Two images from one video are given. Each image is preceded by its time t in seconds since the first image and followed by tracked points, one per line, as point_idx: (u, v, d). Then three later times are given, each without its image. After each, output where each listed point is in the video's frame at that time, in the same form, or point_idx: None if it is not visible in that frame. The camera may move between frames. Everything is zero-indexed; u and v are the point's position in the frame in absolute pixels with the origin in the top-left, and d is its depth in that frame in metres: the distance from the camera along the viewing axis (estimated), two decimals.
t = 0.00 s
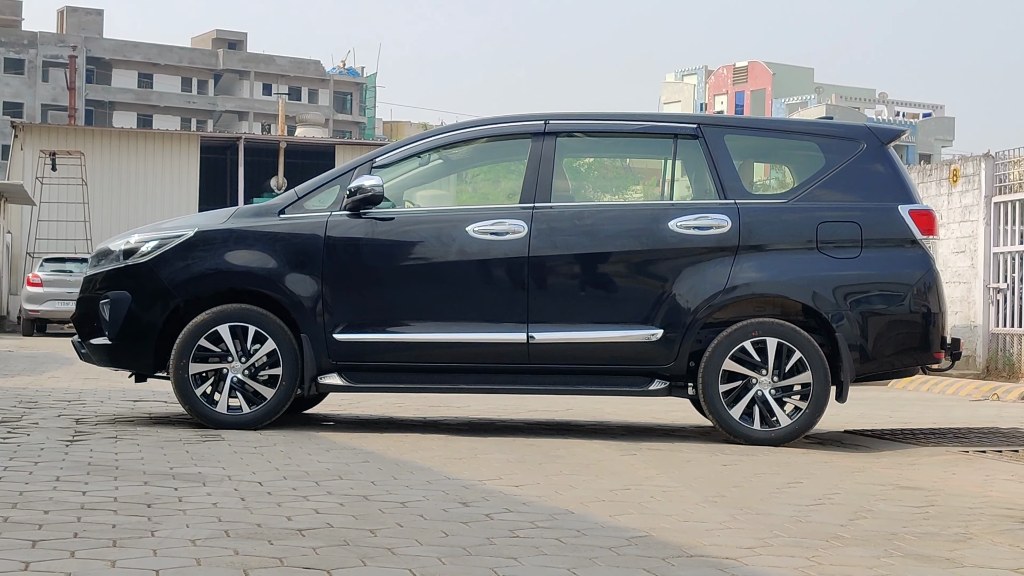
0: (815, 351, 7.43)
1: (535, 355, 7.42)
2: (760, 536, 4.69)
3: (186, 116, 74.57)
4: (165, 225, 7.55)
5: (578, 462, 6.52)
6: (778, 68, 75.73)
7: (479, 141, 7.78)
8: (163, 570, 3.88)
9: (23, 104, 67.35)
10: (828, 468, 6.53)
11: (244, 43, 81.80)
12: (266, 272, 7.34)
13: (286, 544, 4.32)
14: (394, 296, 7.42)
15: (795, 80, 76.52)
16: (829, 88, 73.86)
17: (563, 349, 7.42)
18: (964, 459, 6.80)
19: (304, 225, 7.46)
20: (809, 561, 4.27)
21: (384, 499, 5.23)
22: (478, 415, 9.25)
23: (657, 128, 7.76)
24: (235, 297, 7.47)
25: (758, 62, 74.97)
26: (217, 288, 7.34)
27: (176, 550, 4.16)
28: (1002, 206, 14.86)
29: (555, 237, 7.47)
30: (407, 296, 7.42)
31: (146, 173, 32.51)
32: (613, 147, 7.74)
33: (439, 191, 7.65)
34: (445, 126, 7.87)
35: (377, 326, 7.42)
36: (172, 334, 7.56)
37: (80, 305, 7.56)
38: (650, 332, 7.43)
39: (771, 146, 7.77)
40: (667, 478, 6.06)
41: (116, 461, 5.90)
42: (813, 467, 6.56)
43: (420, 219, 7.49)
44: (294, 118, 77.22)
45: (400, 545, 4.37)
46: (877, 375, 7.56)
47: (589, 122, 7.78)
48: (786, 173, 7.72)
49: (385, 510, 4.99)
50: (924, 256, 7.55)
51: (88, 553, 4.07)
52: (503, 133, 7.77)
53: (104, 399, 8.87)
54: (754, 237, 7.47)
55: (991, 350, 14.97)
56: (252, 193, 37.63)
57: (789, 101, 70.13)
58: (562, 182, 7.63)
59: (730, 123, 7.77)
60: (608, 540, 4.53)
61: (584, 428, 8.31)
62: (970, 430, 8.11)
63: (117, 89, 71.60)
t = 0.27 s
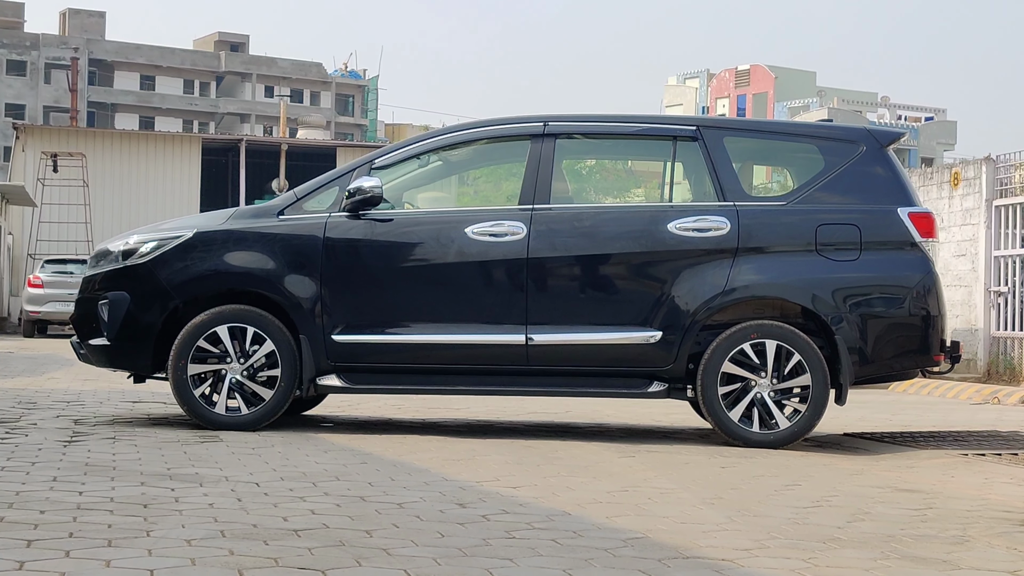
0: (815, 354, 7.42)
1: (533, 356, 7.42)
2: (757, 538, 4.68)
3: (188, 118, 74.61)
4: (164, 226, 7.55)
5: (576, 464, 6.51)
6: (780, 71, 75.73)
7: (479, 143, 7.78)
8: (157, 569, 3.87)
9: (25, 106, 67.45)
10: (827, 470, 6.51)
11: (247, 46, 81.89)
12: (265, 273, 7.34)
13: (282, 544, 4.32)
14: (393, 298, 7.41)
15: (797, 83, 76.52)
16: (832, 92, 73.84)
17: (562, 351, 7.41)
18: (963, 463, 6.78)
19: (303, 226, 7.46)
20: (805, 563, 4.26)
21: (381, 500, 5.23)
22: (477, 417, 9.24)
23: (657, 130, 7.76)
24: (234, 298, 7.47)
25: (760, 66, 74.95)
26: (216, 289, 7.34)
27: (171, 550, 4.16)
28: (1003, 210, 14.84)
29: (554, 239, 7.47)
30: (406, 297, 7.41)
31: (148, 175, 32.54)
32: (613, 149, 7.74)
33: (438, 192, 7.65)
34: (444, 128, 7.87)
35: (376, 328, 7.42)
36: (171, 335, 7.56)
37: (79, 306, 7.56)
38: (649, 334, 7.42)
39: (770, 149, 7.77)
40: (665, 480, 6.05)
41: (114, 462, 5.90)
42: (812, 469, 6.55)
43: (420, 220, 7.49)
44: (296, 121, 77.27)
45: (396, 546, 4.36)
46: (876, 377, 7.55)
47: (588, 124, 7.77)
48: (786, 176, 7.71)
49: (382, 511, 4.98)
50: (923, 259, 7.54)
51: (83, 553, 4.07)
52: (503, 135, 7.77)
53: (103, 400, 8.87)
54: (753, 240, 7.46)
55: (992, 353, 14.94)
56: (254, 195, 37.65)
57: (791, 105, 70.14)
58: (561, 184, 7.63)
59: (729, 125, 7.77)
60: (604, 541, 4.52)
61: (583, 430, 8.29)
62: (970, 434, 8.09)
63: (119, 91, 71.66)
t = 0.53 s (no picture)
0: (815, 356, 7.40)
1: (533, 358, 7.40)
2: (754, 540, 4.67)
3: (192, 120, 74.68)
4: (164, 227, 7.55)
5: (575, 466, 6.50)
6: (784, 75, 75.71)
7: (479, 144, 7.78)
8: (153, 570, 3.86)
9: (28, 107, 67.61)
10: (826, 473, 6.50)
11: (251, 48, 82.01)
12: (265, 274, 7.34)
13: (278, 545, 4.31)
14: (392, 299, 7.41)
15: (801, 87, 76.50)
16: (836, 95, 73.80)
17: (562, 353, 7.40)
18: (964, 465, 6.77)
19: (303, 228, 7.46)
20: (803, 565, 4.25)
21: (378, 501, 5.22)
22: (478, 419, 9.23)
23: (657, 132, 7.75)
24: (234, 300, 7.47)
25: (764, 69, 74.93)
26: (216, 290, 7.34)
27: (167, 550, 4.15)
28: (1006, 213, 14.83)
29: (554, 240, 7.46)
30: (405, 299, 7.41)
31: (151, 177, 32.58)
32: (613, 150, 7.73)
33: (439, 194, 7.64)
34: (444, 130, 7.87)
35: (375, 329, 7.41)
36: (171, 336, 7.55)
37: (78, 307, 7.55)
38: (648, 337, 7.41)
39: (771, 151, 7.76)
40: (663, 482, 6.04)
41: (112, 462, 5.89)
42: (812, 472, 6.54)
43: (419, 222, 7.49)
44: (299, 123, 77.34)
45: (392, 547, 4.35)
46: (877, 380, 7.53)
47: (589, 126, 7.77)
48: (786, 178, 7.70)
49: (379, 512, 4.98)
50: (924, 261, 7.53)
51: (78, 553, 4.06)
52: (503, 137, 7.76)
53: (103, 401, 8.87)
54: (753, 242, 7.45)
55: (994, 357, 14.91)
56: (257, 198, 37.69)
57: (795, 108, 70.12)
58: (561, 187, 7.62)
59: (730, 127, 7.76)
60: (601, 543, 4.52)
61: (583, 432, 8.28)
62: (971, 437, 8.08)
63: (123, 93, 71.73)
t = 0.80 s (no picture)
0: (815, 361, 7.39)
1: (533, 361, 7.40)
2: (751, 543, 4.67)
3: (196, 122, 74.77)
4: (164, 228, 7.56)
5: (574, 469, 6.50)
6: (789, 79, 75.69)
7: (479, 147, 7.78)
8: (147, 570, 3.86)
9: (32, 109, 67.77)
10: (825, 477, 6.49)
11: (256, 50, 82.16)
12: (265, 276, 7.35)
13: (273, 545, 4.31)
14: (392, 302, 7.41)
15: (806, 91, 76.48)
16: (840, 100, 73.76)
17: (561, 356, 7.40)
18: (963, 470, 6.75)
19: (303, 230, 7.46)
20: (798, 568, 4.25)
21: (375, 503, 5.22)
22: (478, 422, 9.23)
23: (658, 135, 7.75)
24: (234, 301, 7.48)
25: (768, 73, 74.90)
26: (216, 291, 7.34)
27: (162, 551, 4.15)
28: (1008, 218, 14.81)
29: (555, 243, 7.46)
30: (405, 301, 7.41)
31: (155, 179, 32.63)
32: (613, 154, 7.73)
33: (439, 196, 7.64)
34: (445, 132, 7.88)
35: (375, 331, 7.41)
36: (171, 338, 7.56)
37: (78, 308, 7.56)
38: (648, 340, 7.41)
39: (771, 154, 7.76)
40: (661, 486, 6.03)
41: (111, 463, 5.90)
42: (810, 476, 6.53)
43: (419, 224, 7.49)
44: (304, 126, 77.43)
45: (387, 548, 4.35)
46: (877, 384, 7.52)
47: (589, 129, 7.77)
48: (787, 182, 7.70)
49: (376, 514, 4.98)
50: (924, 266, 7.51)
51: (74, 553, 4.06)
52: (503, 139, 7.76)
53: (104, 402, 8.88)
54: (754, 245, 7.44)
55: (997, 362, 14.89)
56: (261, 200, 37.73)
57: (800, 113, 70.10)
58: (561, 190, 7.62)
59: (730, 130, 7.76)
60: (597, 546, 4.51)
61: (582, 436, 8.28)
62: (971, 442, 8.06)
63: (127, 95, 71.85)
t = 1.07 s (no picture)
0: (815, 365, 7.38)
1: (532, 364, 7.39)
2: (747, 547, 4.66)
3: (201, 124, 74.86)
4: (165, 229, 7.56)
5: (572, 472, 6.50)
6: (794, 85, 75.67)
7: (480, 150, 7.79)
8: (141, 570, 3.86)
9: (37, 110, 67.94)
10: (824, 482, 6.48)
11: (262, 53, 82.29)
12: (265, 277, 7.35)
13: (268, 546, 4.31)
14: (392, 304, 7.41)
15: (811, 97, 76.47)
16: (845, 105, 73.72)
17: (561, 359, 7.39)
18: (962, 476, 6.74)
19: (303, 231, 7.47)
20: (793, 572, 4.24)
21: (372, 504, 5.22)
22: (478, 424, 9.22)
23: (659, 139, 7.75)
24: (234, 302, 7.48)
25: (773, 79, 74.87)
26: (216, 292, 7.35)
27: (157, 550, 4.15)
28: (1011, 224, 14.79)
29: (555, 246, 7.46)
30: (405, 303, 7.41)
31: (159, 180, 32.68)
32: (614, 157, 7.73)
33: (440, 199, 7.64)
34: (446, 134, 7.88)
35: (375, 333, 7.41)
36: (171, 338, 7.56)
37: (78, 308, 7.56)
38: (648, 344, 7.39)
39: (772, 158, 7.75)
40: (660, 489, 6.03)
41: (109, 463, 5.90)
42: (809, 480, 6.52)
43: (420, 226, 7.49)
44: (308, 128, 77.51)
45: (382, 549, 4.35)
46: (877, 389, 7.51)
47: (590, 132, 7.77)
48: (789, 186, 7.69)
49: (372, 515, 4.98)
50: (925, 271, 7.50)
51: (68, 552, 4.06)
52: (504, 142, 7.77)
53: (105, 403, 8.88)
54: (754, 249, 7.44)
55: (999, 368, 14.86)
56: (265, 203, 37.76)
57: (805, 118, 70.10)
58: (562, 193, 7.62)
59: (731, 134, 7.75)
60: (593, 548, 4.51)
61: (582, 439, 8.27)
62: (972, 447, 8.05)
63: (132, 97, 71.95)
